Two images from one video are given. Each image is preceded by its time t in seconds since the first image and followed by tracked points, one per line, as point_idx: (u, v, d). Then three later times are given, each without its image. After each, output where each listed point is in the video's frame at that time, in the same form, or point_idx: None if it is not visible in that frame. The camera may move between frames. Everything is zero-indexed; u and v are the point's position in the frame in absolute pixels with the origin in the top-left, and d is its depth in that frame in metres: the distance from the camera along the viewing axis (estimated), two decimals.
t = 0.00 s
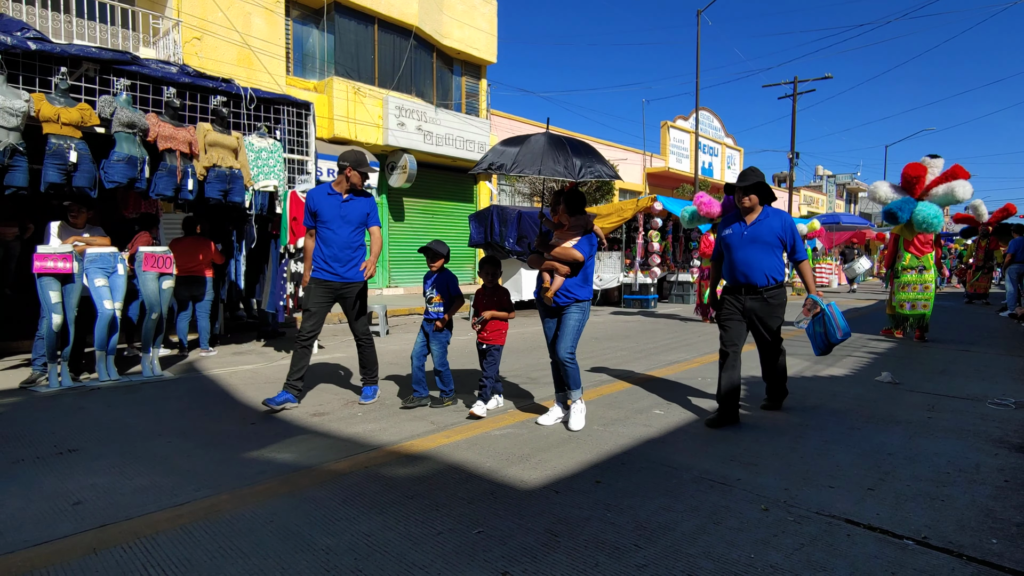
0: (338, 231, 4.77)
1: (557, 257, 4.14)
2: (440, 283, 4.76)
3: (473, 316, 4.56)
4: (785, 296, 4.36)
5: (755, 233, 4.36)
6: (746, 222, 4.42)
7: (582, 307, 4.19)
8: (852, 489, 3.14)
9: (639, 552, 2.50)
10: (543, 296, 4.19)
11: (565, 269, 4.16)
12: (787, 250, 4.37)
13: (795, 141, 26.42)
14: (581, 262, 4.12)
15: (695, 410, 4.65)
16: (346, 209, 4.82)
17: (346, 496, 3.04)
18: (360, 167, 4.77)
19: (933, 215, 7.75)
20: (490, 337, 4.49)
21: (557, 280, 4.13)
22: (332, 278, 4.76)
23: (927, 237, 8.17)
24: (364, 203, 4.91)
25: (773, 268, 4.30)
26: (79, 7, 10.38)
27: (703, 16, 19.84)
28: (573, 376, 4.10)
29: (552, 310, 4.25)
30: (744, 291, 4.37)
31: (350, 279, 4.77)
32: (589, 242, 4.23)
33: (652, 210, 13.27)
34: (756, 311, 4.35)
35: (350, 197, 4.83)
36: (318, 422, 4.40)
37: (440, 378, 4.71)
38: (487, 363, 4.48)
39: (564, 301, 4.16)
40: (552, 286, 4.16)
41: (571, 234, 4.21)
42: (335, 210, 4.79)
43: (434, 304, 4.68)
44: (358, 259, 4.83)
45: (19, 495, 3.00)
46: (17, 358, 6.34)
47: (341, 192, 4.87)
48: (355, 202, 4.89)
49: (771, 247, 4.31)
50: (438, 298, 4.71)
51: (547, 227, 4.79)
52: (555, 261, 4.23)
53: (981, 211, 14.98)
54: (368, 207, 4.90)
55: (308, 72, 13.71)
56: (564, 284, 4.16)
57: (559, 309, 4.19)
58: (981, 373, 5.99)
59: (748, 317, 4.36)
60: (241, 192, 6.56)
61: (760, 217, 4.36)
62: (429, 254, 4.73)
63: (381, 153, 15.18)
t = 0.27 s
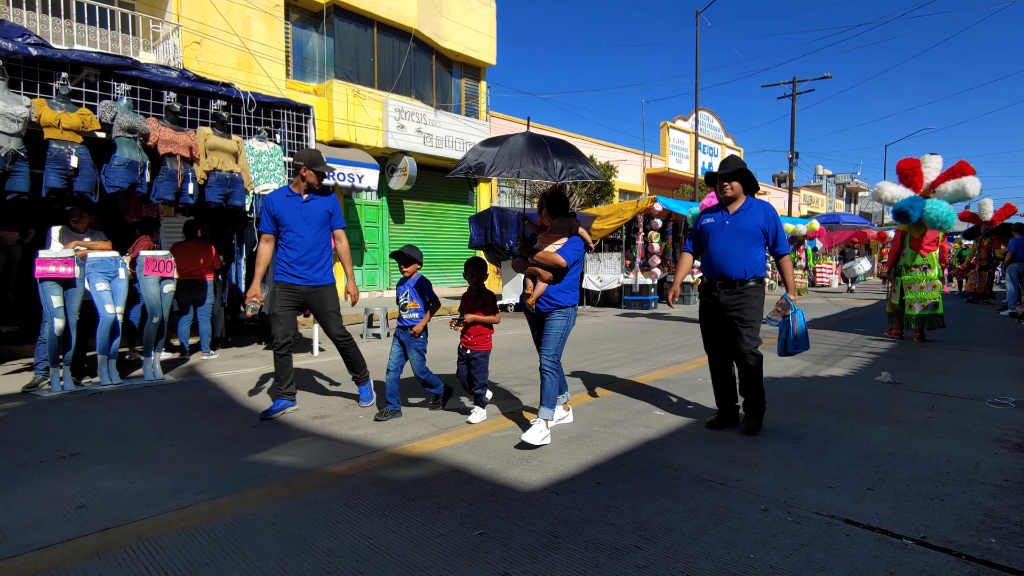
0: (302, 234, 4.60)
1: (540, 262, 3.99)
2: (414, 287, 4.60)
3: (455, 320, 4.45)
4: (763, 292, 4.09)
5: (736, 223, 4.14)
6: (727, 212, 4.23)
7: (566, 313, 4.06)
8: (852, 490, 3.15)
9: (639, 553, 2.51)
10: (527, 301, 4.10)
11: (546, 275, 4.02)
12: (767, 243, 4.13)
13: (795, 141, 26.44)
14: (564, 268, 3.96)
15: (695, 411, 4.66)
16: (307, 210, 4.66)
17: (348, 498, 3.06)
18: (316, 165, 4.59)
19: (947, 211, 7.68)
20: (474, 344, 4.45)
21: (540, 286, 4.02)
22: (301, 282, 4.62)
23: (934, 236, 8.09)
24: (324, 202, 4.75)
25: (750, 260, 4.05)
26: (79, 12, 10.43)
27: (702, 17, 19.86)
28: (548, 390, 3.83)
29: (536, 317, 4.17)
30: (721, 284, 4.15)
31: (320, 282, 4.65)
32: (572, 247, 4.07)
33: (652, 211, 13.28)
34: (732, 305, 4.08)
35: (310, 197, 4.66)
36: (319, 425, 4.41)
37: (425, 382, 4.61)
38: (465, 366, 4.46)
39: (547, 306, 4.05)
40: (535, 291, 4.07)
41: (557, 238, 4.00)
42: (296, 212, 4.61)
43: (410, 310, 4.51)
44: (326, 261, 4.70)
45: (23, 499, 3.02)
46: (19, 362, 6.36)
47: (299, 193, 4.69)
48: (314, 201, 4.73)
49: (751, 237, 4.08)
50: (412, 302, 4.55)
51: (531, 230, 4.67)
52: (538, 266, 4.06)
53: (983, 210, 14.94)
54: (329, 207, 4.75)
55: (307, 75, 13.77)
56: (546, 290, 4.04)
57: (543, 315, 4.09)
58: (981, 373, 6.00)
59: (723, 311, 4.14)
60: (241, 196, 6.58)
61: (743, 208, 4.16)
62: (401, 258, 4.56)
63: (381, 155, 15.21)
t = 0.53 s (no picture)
0: (268, 235, 4.54)
1: (523, 260, 3.82)
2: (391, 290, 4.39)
3: (435, 328, 4.21)
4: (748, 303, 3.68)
5: (719, 233, 3.74)
6: (711, 219, 3.82)
7: (552, 316, 3.87)
8: (852, 492, 3.15)
9: (639, 557, 2.51)
10: (509, 303, 3.87)
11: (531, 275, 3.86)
12: (752, 254, 3.76)
13: (793, 144, 26.49)
14: (549, 266, 3.78)
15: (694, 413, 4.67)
16: (276, 212, 4.60)
17: (348, 503, 3.06)
18: (284, 165, 4.53)
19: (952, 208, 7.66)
20: (457, 353, 4.22)
21: (524, 286, 3.82)
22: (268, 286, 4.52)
23: (936, 236, 8.07)
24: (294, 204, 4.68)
25: (732, 272, 3.67)
26: (78, 19, 10.46)
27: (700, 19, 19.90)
28: (540, 401, 3.78)
29: (521, 323, 3.96)
30: (701, 298, 3.78)
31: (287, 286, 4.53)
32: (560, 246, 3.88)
33: (651, 214, 13.30)
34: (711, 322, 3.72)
35: (280, 199, 4.61)
36: (317, 429, 4.42)
37: (379, 393, 4.26)
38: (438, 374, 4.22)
39: (531, 310, 3.85)
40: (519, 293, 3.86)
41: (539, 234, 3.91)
42: (265, 214, 4.56)
43: (387, 313, 4.30)
44: (295, 265, 4.59)
45: (22, 506, 3.02)
46: (19, 367, 6.35)
47: (269, 195, 4.64)
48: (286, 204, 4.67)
49: (735, 249, 3.69)
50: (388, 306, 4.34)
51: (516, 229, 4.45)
52: (522, 265, 3.88)
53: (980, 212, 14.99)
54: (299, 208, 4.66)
55: (306, 80, 13.78)
56: (530, 291, 3.82)
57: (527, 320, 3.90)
58: (980, 374, 6.01)
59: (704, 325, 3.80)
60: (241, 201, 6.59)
61: (727, 215, 3.75)
62: (377, 259, 4.38)
63: (380, 160, 15.23)
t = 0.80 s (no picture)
0: (242, 245, 4.27)
1: (505, 267, 3.72)
2: (370, 299, 4.30)
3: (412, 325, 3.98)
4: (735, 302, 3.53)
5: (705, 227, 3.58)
6: (697, 213, 3.69)
7: (540, 323, 3.79)
8: (853, 494, 3.15)
9: (641, 561, 2.51)
10: (497, 310, 3.79)
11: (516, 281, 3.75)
12: (740, 252, 3.58)
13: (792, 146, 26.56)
14: (532, 271, 3.70)
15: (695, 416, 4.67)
16: (252, 220, 4.35)
17: (349, 509, 3.06)
18: (264, 173, 4.30)
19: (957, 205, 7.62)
20: (435, 358, 3.96)
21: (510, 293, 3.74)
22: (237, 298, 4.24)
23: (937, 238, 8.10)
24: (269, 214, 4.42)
25: (717, 269, 3.50)
26: (79, 27, 10.50)
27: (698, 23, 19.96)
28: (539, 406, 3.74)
29: (508, 327, 3.84)
30: (687, 297, 3.60)
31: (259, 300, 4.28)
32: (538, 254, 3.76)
33: (650, 217, 13.31)
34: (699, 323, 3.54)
35: (257, 207, 4.37)
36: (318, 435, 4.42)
37: (355, 409, 4.07)
38: (432, 386, 3.94)
39: (520, 316, 3.75)
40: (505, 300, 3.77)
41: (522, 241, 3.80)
42: (240, 222, 4.31)
43: (362, 324, 4.21)
44: (268, 278, 4.35)
45: (22, 514, 3.01)
46: (19, 375, 6.35)
47: (245, 203, 4.39)
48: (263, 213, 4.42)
49: (721, 244, 3.52)
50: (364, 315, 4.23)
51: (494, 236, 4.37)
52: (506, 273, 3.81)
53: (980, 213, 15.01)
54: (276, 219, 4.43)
55: (306, 85, 13.83)
56: (517, 297, 3.74)
57: (515, 326, 3.80)
58: (981, 375, 6.01)
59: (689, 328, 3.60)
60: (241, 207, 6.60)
61: (714, 209, 3.60)
62: (355, 267, 4.24)
63: (379, 165, 15.26)
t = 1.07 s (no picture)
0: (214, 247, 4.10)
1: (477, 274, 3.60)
2: (347, 305, 4.16)
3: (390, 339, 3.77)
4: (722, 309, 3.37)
5: (683, 232, 3.41)
6: (673, 217, 3.51)
7: (515, 333, 3.65)
8: (857, 496, 3.14)
9: (644, 564, 2.50)
10: (469, 319, 3.64)
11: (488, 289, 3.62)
12: (723, 253, 3.43)
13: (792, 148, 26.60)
14: (504, 279, 3.57)
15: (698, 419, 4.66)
16: (227, 222, 4.17)
17: (351, 514, 3.05)
18: (244, 174, 4.13)
19: (959, 202, 7.68)
20: (411, 372, 3.86)
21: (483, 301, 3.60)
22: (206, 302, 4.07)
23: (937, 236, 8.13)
24: (247, 216, 4.24)
25: (702, 276, 3.33)
26: (79, 33, 10.53)
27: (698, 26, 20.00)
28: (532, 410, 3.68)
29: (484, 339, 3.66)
30: (671, 307, 3.39)
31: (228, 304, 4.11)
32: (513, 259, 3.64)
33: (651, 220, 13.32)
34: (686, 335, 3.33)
35: (234, 208, 4.18)
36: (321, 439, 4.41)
37: (354, 416, 4.02)
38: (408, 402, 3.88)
39: (495, 326, 3.60)
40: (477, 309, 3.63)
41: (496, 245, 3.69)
42: (214, 223, 4.13)
43: (342, 330, 4.04)
44: (240, 282, 4.17)
45: (24, 521, 3.01)
46: (21, 382, 6.34)
47: (223, 203, 4.21)
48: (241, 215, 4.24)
49: (702, 248, 3.36)
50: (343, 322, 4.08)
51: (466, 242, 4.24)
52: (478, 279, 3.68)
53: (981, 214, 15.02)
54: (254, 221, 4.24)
55: (306, 90, 13.87)
56: (490, 306, 3.60)
57: (491, 337, 3.62)
58: (983, 376, 6.00)
59: (676, 340, 3.36)
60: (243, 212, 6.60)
61: (690, 213, 3.44)
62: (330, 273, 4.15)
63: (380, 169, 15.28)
